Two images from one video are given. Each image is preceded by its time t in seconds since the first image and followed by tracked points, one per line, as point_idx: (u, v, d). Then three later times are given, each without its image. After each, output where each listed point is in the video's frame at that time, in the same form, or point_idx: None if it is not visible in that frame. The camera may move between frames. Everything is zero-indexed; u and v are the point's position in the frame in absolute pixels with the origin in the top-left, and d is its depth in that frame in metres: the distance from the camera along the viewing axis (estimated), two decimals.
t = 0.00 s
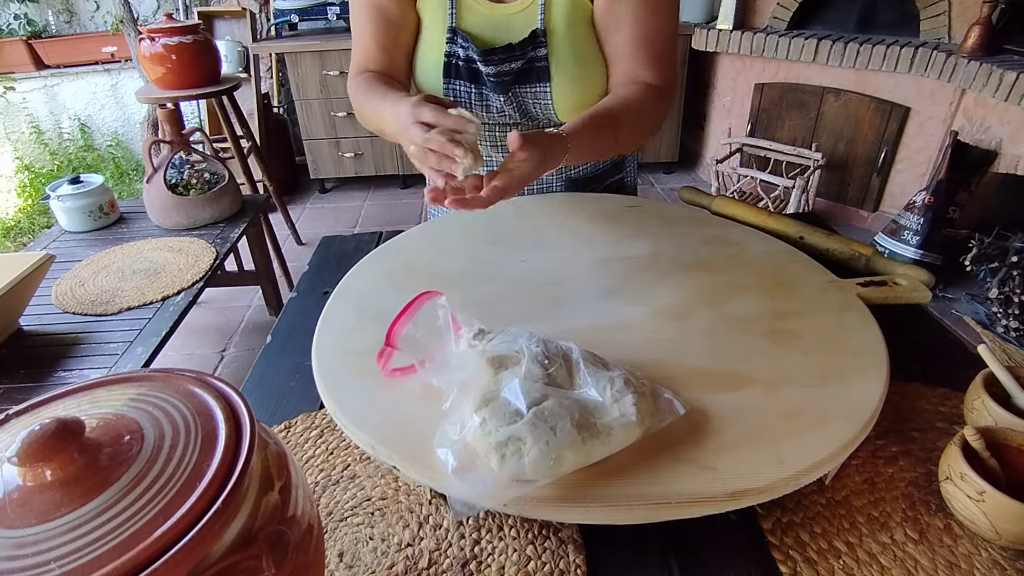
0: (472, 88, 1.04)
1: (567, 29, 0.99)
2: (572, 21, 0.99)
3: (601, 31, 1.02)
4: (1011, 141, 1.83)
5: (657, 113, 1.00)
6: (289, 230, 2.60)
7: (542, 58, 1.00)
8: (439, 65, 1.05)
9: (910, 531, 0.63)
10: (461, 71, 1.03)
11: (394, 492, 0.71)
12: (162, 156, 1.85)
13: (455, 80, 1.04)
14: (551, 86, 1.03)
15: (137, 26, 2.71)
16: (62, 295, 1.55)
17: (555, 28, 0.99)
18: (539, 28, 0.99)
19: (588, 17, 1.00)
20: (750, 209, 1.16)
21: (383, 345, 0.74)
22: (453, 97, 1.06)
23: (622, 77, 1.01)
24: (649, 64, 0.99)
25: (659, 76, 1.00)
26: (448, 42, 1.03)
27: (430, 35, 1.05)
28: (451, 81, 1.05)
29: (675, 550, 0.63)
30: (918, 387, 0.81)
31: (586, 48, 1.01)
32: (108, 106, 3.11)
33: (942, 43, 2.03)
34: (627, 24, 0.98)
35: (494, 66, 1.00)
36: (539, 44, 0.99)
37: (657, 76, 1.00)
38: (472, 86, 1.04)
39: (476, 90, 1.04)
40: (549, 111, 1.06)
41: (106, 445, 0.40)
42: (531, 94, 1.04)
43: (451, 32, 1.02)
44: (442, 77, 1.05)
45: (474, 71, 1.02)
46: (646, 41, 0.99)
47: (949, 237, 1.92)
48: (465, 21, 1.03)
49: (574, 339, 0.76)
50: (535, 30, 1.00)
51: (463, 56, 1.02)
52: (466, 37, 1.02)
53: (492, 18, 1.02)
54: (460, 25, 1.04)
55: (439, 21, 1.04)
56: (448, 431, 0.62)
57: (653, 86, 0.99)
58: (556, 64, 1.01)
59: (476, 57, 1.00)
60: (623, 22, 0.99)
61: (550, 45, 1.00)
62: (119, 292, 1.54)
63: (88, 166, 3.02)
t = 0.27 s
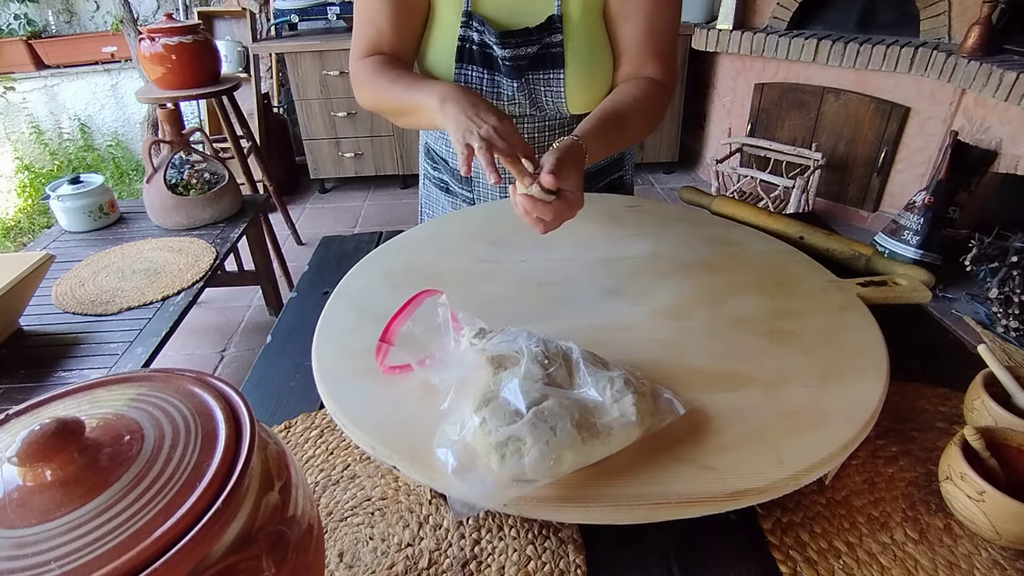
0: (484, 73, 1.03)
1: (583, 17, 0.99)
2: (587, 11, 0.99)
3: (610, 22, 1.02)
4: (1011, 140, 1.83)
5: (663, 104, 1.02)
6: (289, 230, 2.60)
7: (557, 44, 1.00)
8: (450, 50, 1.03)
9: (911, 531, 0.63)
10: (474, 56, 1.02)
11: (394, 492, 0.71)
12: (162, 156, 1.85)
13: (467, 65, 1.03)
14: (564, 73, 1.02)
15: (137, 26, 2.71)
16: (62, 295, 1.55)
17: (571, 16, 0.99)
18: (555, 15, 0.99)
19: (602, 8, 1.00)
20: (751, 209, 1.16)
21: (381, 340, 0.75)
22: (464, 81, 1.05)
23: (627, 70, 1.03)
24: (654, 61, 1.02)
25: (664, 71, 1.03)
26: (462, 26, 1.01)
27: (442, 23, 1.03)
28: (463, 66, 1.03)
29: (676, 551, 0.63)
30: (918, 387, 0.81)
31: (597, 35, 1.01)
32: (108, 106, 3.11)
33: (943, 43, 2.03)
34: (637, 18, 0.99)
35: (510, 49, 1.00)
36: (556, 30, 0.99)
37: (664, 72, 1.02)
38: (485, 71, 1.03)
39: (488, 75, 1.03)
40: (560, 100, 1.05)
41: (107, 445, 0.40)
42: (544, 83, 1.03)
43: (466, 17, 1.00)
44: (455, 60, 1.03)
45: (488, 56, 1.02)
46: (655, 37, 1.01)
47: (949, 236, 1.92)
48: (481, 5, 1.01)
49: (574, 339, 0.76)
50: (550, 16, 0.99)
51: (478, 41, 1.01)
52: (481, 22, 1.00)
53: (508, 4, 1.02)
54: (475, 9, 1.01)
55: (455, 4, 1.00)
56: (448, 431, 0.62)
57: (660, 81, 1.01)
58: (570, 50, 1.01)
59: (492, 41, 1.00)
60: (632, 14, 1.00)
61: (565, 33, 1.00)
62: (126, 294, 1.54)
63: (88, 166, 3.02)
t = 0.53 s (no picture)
0: (495, 61, 1.02)
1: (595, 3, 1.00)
2: None
3: (623, 14, 1.05)
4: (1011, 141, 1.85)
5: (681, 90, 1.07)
6: (289, 230, 2.60)
7: (570, 30, 1.00)
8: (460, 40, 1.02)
9: (911, 530, 0.63)
10: (485, 45, 1.01)
11: (394, 492, 0.71)
12: (162, 156, 1.84)
13: (477, 54, 1.02)
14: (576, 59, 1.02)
15: (138, 26, 2.71)
16: (63, 295, 1.55)
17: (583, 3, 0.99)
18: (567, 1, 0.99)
19: None
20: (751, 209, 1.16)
21: (378, 339, 0.75)
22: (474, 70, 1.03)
23: (645, 60, 1.07)
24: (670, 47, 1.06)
25: (679, 57, 1.07)
26: (472, 14, 0.99)
27: (446, 17, 1.02)
28: (473, 54, 1.02)
29: (676, 551, 0.63)
30: (918, 387, 0.81)
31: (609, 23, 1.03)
32: (108, 106, 3.11)
33: (943, 43, 2.03)
34: (651, 8, 1.03)
35: (522, 35, 0.99)
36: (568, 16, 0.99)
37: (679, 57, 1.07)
38: (495, 59, 1.02)
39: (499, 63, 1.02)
40: (571, 87, 1.06)
41: (106, 445, 0.40)
42: (554, 70, 1.03)
43: (476, 5, 0.99)
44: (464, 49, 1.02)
45: (499, 44, 1.01)
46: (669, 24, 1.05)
47: (949, 237, 1.91)
48: None
49: (574, 339, 0.76)
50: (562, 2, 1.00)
51: (489, 28, 1.00)
52: (492, 9, 0.99)
53: None
54: None
55: None
56: (448, 432, 0.62)
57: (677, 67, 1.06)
58: (581, 37, 1.01)
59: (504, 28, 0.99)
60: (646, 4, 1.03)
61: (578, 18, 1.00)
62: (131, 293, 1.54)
63: (88, 166, 3.02)
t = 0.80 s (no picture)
0: (514, 57, 1.02)
1: None
2: None
3: (631, 6, 1.06)
4: (1011, 141, 1.83)
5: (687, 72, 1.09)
6: (289, 229, 2.60)
7: (585, 21, 1.01)
8: (478, 39, 1.01)
9: (911, 529, 0.63)
10: (503, 41, 1.01)
11: (394, 492, 0.71)
12: (162, 156, 1.84)
13: (494, 51, 1.02)
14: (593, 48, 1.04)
15: (138, 27, 2.71)
16: (62, 296, 1.55)
17: None
18: None
19: None
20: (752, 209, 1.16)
21: (376, 337, 0.75)
22: (493, 68, 1.03)
23: (650, 44, 1.09)
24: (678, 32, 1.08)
25: (685, 39, 1.09)
26: (489, 11, 1.00)
27: (464, 20, 1.01)
28: (491, 52, 1.02)
29: (676, 551, 0.63)
30: (918, 387, 0.81)
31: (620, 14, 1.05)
32: (108, 106, 3.11)
33: (943, 44, 2.03)
34: None
35: (542, 28, 1.00)
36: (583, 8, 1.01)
37: (686, 40, 1.08)
38: (514, 55, 1.02)
39: (518, 60, 1.02)
40: (587, 79, 1.06)
41: (107, 445, 0.40)
42: (573, 63, 1.04)
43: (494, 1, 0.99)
44: (482, 47, 1.02)
45: (517, 40, 1.01)
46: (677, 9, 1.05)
47: (949, 237, 1.92)
48: None
49: (574, 339, 0.76)
50: None
51: (506, 24, 1.00)
52: (509, 4, 0.99)
53: None
54: None
55: None
56: (448, 432, 0.61)
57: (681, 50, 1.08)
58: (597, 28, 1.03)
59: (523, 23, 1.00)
60: None
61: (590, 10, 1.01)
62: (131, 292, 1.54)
63: (88, 166, 3.02)
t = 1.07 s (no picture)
0: (520, 54, 1.02)
1: None
2: None
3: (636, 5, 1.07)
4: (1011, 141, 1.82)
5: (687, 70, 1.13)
6: (289, 230, 2.60)
7: (591, 17, 1.02)
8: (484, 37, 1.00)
9: (910, 530, 0.62)
10: (510, 38, 1.01)
11: (394, 492, 0.71)
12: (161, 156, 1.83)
13: (501, 47, 1.01)
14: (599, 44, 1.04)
15: (138, 27, 2.71)
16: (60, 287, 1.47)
17: None
18: None
19: None
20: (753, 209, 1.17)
21: (376, 336, 0.75)
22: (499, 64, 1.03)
23: (653, 38, 1.10)
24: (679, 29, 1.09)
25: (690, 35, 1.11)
26: (495, 8, 0.98)
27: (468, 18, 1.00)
28: (499, 49, 1.01)
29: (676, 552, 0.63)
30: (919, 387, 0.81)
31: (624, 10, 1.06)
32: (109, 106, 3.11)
33: (942, 44, 2.03)
34: None
35: (549, 24, 1.00)
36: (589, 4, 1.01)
37: (691, 36, 1.11)
38: (520, 51, 1.02)
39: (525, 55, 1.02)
40: (593, 76, 1.07)
41: (107, 445, 0.40)
42: (579, 58, 1.04)
43: None
44: (489, 44, 1.01)
45: (524, 36, 1.01)
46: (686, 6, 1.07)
47: (949, 237, 1.86)
48: None
49: (574, 339, 0.76)
50: None
51: (513, 20, 1.00)
52: None
53: None
54: None
55: None
56: (448, 432, 0.62)
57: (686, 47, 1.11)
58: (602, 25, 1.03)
59: (532, 19, 0.99)
60: None
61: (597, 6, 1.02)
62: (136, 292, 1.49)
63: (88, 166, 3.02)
